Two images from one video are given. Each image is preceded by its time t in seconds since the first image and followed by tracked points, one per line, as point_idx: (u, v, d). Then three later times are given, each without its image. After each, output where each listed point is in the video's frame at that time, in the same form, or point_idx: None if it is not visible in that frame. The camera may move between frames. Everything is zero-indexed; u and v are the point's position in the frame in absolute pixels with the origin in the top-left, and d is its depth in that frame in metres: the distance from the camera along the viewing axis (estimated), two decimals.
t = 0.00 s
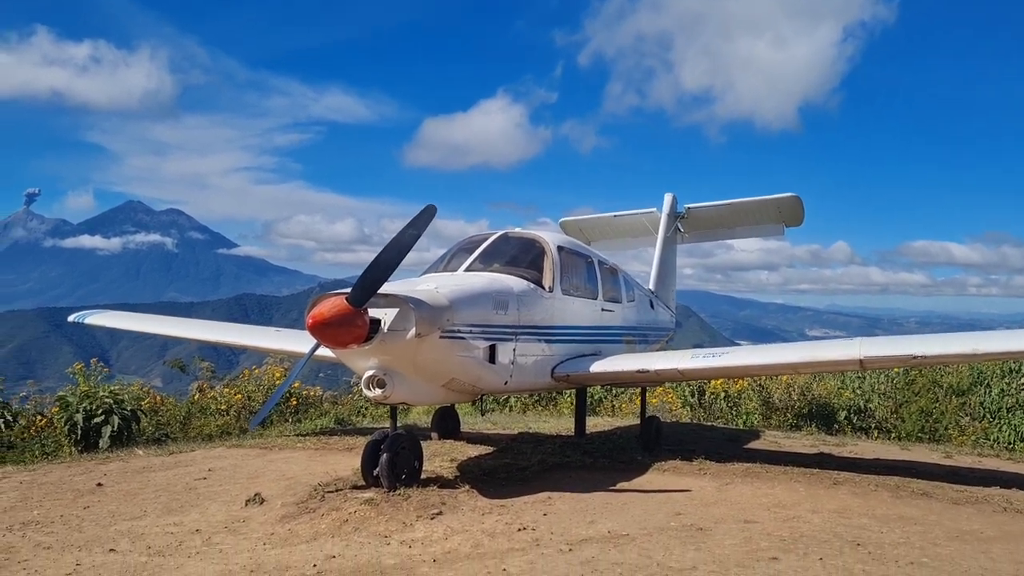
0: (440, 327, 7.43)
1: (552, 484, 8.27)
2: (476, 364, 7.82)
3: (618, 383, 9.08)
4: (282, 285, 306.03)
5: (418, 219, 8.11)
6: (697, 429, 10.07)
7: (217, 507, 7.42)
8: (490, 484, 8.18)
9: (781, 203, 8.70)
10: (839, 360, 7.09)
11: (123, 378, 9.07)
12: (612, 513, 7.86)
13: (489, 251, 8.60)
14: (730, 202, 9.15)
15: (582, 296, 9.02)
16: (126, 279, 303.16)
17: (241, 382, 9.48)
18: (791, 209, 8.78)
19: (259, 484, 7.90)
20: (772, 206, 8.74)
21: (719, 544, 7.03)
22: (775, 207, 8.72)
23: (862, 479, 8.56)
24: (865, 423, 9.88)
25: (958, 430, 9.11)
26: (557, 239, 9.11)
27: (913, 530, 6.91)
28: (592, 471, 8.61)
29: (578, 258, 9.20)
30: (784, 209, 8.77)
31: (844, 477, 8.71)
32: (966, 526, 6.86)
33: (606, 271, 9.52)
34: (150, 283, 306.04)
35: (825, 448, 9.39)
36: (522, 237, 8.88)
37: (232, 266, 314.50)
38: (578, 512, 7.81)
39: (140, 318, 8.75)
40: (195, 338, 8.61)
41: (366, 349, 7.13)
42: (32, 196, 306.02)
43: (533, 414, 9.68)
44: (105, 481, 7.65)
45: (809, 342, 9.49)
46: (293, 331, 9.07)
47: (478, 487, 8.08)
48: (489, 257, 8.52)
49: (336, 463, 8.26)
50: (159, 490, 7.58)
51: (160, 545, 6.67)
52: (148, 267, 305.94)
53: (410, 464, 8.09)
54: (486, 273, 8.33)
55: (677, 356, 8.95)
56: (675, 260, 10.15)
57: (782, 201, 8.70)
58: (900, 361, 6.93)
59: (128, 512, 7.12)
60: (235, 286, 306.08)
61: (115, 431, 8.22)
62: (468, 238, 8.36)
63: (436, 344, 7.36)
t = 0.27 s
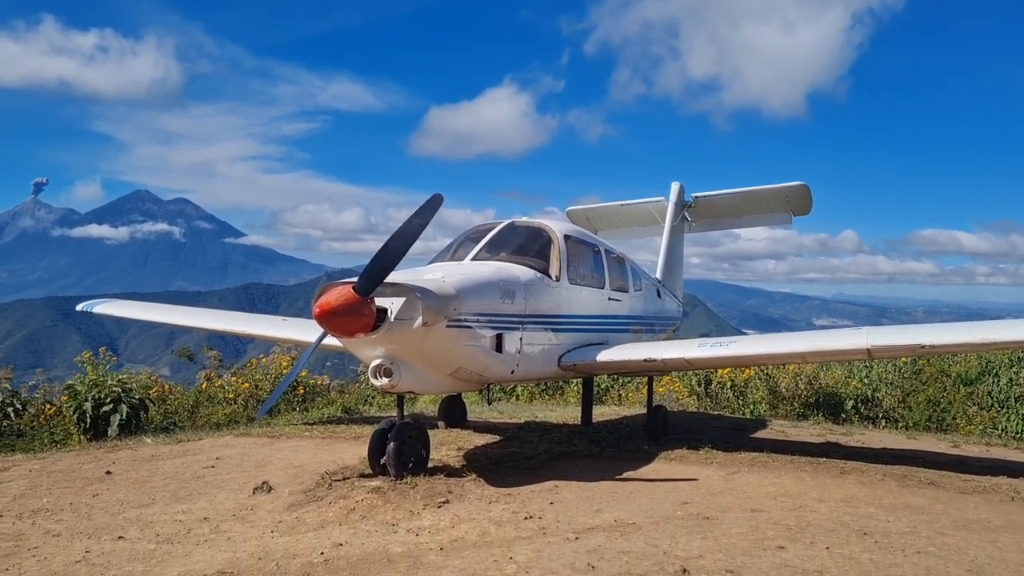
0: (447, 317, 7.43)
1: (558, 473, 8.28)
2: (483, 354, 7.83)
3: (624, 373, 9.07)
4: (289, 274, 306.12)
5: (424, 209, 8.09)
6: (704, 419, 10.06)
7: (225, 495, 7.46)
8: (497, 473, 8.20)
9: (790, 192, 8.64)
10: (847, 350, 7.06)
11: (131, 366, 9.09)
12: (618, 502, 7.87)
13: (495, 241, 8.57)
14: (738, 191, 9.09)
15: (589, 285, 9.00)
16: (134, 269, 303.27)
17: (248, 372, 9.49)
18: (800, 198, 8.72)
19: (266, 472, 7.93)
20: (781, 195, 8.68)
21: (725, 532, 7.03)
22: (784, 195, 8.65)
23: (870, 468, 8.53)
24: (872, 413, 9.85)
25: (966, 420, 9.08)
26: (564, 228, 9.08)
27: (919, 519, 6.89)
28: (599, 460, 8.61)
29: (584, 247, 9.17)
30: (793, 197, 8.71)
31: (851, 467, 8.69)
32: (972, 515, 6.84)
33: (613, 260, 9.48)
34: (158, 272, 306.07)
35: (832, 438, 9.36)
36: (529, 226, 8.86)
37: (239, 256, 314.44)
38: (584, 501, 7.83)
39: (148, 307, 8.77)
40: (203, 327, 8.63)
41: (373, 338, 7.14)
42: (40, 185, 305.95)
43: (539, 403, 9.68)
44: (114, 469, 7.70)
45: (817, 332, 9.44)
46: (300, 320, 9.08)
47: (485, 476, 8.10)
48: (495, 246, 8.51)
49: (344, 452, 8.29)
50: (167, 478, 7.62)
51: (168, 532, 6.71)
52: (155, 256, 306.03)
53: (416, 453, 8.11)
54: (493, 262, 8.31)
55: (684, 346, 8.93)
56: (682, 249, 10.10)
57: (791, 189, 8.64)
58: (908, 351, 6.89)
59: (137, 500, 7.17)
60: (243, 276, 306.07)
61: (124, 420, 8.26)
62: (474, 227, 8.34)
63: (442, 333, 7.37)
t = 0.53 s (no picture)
0: (452, 311, 7.44)
1: (564, 468, 8.30)
2: (488, 348, 7.83)
3: (630, 367, 9.06)
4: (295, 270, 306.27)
5: (430, 204, 8.09)
6: (710, 413, 10.04)
7: (232, 490, 7.49)
8: (503, 468, 8.21)
9: (796, 186, 8.61)
10: (854, 344, 7.04)
11: (138, 361, 9.11)
12: (624, 497, 7.88)
13: (500, 236, 8.57)
14: (744, 185, 9.06)
15: (595, 280, 8.99)
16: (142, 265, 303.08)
17: (255, 367, 9.50)
18: (806, 192, 8.70)
19: (273, 467, 7.96)
20: (787, 189, 8.65)
21: (731, 527, 7.03)
22: (790, 189, 8.63)
23: (876, 463, 8.52)
24: (879, 407, 9.82)
25: (973, 415, 9.05)
26: (570, 222, 9.06)
27: (926, 513, 6.88)
28: (605, 455, 8.61)
29: (590, 241, 9.15)
30: (798, 192, 8.69)
31: (857, 461, 8.67)
32: (980, 509, 6.82)
33: (619, 255, 9.47)
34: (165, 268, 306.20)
35: (839, 432, 9.34)
36: (534, 221, 8.85)
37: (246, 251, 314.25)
38: (590, 496, 7.83)
39: (155, 302, 8.79)
40: (210, 322, 8.65)
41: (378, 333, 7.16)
42: (47, 181, 306.12)
43: (545, 397, 9.68)
44: (121, 464, 7.74)
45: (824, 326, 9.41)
46: (306, 315, 9.10)
47: (491, 470, 8.11)
48: (501, 241, 8.50)
49: (350, 447, 8.31)
50: (174, 472, 7.65)
51: (175, 527, 6.74)
52: (162, 252, 306.19)
53: (423, 448, 8.13)
54: (498, 257, 8.31)
55: (689, 340, 8.92)
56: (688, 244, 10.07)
57: (797, 183, 8.61)
58: (915, 345, 6.86)
59: (144, 495, 7.20)
60: (249, 272, 306.15)
61: (131, 415, 8.30)
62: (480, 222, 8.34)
63: (448, 328, 7.38)
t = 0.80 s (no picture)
0: (457, 311, 7.43)
1: (569, 467, 8.29)
2: (493, 348, 7.83)
3: (635, 367, 9.05)
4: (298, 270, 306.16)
5: (435, 203, 8.08)
6: (715, 413, 10.03)
7: (237, 489, 7.49)
8: (508, 467, 8.21)
9: (800, 185, 8.60)
10: (860, 344, 7.02)
11: (143, 360, 9.11)
12: (629, 496, 7.86)
13: (505, 235, 8.56)
14: (749, 184, 9.05)
15: (600, 279, 8.97)
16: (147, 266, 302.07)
17: (259, 366, 9.50)
18: (811, 191, 8.68)
19: (278, 466, 7.96)
20: (792, 188, 8.64)
21: (737, 527, 7.01)
22: (794, 189, 8.62)
23: (882, 462, 8.49)
24: (884, 407, 9.80)
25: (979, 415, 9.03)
26: (574, 222, 9.05)
27: (932, 514, 6.85)
28: (610, 454, 8.61)
29: (595, 241, 9.14)
30: (803, 191, 8.67)
31: (863, 461, 8.64)
32: (986, 510, 6.80)
33: (624, 254, 9.45)
34: (170, 268, 306.08)
35: (844, 432, 9.33)
36: (539, 220, 8.83)
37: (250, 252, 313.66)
38: (595, 495, 7.82)
39: (160, 302, 8.79)
40: (215, 322, 8.65)
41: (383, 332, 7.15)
42: (53, 181, 306.03)
43: (550, 396, 9.67)
44: (127, 463, 7.74)
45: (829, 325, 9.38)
46: (310, 314, 9.09)
47: (496, 470, 8.11)
48: (506, 240, 8.50)
49: (355, 446, 8.30)
50: (179, 472, 7.66)
51: (180, 526, 6.74)
52: (166, 252, 305.99)
53: (427, 447, 8.13)
54: (503, 257, 8.30)
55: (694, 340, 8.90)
56: (692, 243, 10.05)
57: (802, 182, 8.60)
58: (921, 345, 6.84)
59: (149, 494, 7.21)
60: (253, 272, 306.03)
61: (136, 414, 8.30)
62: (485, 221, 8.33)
63: (453, 327, 7.37)
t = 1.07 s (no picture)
0: (480, 315, 7.42)
1: (592, 472, 8.25)
2: (516, 353, 7.81)
3: (657, 371, 9.00)
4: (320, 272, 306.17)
5: (458, 207, 8.07)
6: (738, 417, 9.97)
7: (262, 493, 7.52)
8: (531, 472, 8.19)
9: (825, 188, 8.51)
10: (885, 349, 6.94)
11: (168, 363, 9.17)
12: (652, 502, 7.81)
13: (528, 239, 8.55)
14: (773, 187, 8.97)
15: (622, 283, 8.92)
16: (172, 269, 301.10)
17: (283, 369, 9.53)
18: (836, 195, 8.58)
19: (302, 470, 7.98)
20: (816, 191, 8.55)
21: (761, 533, 6.95)
22: (819, 192, 8.53)
23: (908, 469, 8.39)
24: (910, 412, 9.68)
25: (1008, 421, 8.84)
26: (597, 225, 9.01)
27: (960, 521, 6.76)
28: (633, 459, 8.56)
29: (617, 245, 9.09)
30: (828, 194, 8.58)
31: (889, 467, 8.54)
32: (1015, 517, 6.69)
33: (647, 258, 9.40)
34: (195, 271, 306.04)
35: (869, 437, 9.22)
36: (562, 225, 8.81)
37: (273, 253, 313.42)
38: (618, 501, 7.77)
39: (185, 305, 8.85)
40: (239, 325, 8.70)
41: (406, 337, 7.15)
42: (82, 183, 306.05)
43: (572, 401, 9.65)
44: (153, 465, 7.80)
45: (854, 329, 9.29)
46: (334, 318, 9.12)
47: (519, 475, 8.09)
48: (529, 244, 8.47)
49: (378, 450, 8.31)
50: (205, 475, 7.70)
51: (206, 529, 6.76)
52: (191, 255, 305.96)
53: (450, 451, 8.12)
54: (526, 261, 8.28)
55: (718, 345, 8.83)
56: (716, 247, 9.98)
57: (827, 185, 8.50)
58: (947, 350, 6.75)
59: (175, 497, 7.26)
60: (277, 274, 306.06)
61: (161, 416, 8.37)
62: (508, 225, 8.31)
63: (476, 332, 7.36)
